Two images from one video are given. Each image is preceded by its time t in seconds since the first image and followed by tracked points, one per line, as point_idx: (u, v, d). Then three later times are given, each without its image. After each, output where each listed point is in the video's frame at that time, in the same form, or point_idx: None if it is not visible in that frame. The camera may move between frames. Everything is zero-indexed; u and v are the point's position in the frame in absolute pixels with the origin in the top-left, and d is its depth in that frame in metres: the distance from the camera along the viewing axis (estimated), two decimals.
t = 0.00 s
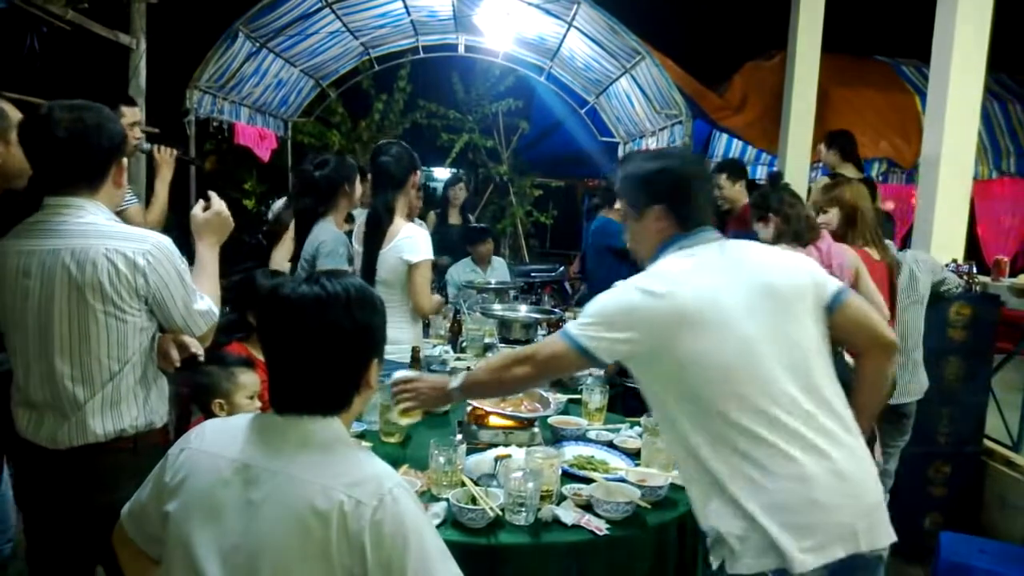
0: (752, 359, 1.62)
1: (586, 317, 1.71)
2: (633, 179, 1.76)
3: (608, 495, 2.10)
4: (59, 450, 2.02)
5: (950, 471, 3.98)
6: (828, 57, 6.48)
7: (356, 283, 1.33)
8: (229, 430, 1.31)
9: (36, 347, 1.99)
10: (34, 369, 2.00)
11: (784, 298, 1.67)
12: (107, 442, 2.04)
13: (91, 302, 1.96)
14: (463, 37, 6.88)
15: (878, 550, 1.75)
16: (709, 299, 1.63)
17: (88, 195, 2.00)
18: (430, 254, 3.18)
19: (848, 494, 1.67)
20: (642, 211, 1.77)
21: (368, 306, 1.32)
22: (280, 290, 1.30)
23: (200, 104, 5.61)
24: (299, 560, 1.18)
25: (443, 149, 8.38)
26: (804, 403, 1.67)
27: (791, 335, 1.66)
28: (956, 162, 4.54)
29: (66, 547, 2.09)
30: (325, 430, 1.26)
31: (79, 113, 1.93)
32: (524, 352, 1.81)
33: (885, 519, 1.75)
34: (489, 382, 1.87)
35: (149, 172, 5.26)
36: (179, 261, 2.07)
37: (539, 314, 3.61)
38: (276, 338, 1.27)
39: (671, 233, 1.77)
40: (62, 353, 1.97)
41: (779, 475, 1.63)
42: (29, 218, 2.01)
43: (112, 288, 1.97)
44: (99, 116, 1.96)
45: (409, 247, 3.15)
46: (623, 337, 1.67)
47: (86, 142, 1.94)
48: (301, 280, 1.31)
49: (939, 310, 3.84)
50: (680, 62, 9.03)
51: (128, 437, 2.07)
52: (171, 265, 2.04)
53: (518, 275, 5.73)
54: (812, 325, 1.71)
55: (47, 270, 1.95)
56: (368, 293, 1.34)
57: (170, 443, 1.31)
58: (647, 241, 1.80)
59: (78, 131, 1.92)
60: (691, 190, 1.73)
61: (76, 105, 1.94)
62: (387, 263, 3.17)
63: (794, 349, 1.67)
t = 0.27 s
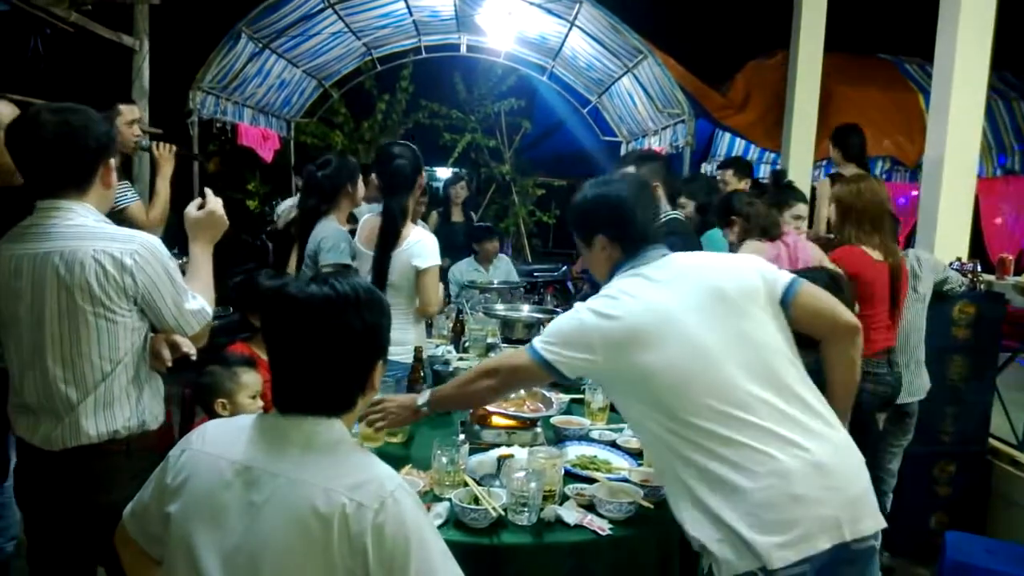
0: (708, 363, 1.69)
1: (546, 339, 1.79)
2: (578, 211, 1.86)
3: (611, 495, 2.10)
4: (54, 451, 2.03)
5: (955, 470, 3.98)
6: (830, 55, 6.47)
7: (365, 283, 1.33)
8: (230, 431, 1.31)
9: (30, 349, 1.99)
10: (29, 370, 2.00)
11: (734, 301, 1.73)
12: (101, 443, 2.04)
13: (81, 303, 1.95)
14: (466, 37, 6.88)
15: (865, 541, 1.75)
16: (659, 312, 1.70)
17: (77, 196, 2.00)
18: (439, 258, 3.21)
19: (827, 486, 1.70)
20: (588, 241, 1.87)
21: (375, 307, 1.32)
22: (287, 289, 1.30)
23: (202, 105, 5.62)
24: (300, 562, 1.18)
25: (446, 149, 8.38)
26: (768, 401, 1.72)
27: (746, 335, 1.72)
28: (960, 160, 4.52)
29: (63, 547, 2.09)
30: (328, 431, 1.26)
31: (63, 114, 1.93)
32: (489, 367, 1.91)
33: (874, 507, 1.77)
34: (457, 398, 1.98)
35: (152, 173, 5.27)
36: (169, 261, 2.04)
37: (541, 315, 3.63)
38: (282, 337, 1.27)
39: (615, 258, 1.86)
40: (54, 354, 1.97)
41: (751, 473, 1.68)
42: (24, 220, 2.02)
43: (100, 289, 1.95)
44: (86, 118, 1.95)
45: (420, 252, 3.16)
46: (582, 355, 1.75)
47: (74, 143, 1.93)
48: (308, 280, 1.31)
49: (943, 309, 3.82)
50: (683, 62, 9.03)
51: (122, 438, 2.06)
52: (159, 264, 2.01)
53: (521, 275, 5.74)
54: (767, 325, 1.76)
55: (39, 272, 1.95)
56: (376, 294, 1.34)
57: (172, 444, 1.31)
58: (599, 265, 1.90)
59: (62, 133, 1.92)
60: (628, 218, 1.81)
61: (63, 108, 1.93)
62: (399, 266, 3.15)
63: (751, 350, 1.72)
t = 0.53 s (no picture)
0: (697, 363, 1.69)
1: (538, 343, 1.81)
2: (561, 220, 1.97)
3: (616, 495, 2.10)
4: (51, 452, 2.04)
5: (961, 470, 3.96)
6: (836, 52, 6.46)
7: (370, 283, 1.33)
8: (234, 431, 1.31)
9: (24, 350, 2.00)
10: (23, 371, 2.02)
11: (722, 300, 1.73)
12: (96, 444, 2.04)
13: (69, 305, 1.95)
14: (470, 36, 6.89)
15: (861, 535, 1.73)
16: (646, 313, 1.72)
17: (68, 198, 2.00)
18: (445, 260, 3.21)
19: (822, 483, 1.69)
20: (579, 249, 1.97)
21: (380, 307, 1.32)
22: (291, 290, 1.31)
23: (208, 105, 5.63)
24: (302, 563, 1.18)
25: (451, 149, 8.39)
26: (760, 399, 1.72)
27: (735, 334, 1.72)
28: (966, 157, 4.51)
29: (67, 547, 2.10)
30: (331, 432, 1.26)
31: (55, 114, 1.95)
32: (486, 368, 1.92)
33: (869, 500, 1.75)
34: (451, 401, 1.99)
35: (158, 173, 5.29)
36: (157, 260, 2.03)
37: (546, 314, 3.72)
38: (287, 337, 1.27)
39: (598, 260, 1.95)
40: (46, 356, 1.98)
41: (743, 472, 1.68)
42: (17, 223, 2.03)
43: (87, 290, 1.95)
44: (75, 120, 1.96)
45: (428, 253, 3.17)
46: (574, 357, 1.76)
47: (65, 145, 1.94)
48: (313, 279, 1.32)
49: (948, 308, 3.81)
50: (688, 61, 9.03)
51: (117, 439, 2.07)
52: (145, 264, 2.00)
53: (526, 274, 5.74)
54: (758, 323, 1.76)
55: (29, 274, 1.97)
56: (381, 294, 1.34)
57: (175, 445, 1.32)
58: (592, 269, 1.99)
59: (52, 132, 1.93)
60: (607, 225, 1.90)
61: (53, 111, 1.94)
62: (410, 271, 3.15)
63: (742, 349, 1.72)
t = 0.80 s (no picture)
0: (702, 359, 1.69)
1: (542, 333, 1.81)
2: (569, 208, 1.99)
3: (619, 494, 2.10)
4: (54, 450, 2.05)
5: (967, 469, 3.95)
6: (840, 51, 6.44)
7: (371, 281, 1.33)
8: (237, 431, 1.32)
9: (27, 349, 2.01)
10: (27, 369, 2.02)
11: (730, 295, 1.72)
12: (99, 443, 2.05)
13: (70, 304, 1.96)
14: (475, 35, 6.89)
15: (863, 532, 1.74)
16: (651, 306, 1.71)
17: (67, 198, 2.01)
18: (445, 257, 3.17)
19: (825, 480, 1.69)
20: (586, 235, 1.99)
21: (381, 305, 1.32)
22: (293, 289, 1.31)
23: (213, 104, 5.64)
24: (305, 563, 1.19)
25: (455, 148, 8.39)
26: (764, 396, 1.72)
27: (740, 329, 1.72)
28: (971, 156, 4.49)
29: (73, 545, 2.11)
30: (334, 432, 1.27)
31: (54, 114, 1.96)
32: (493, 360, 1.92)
33: (871, 497, 1.75)
34: (455, 394, 2.00)
35: (163, 172, 5.30)
36: (157, 258, 2.04)
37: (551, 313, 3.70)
38: (290, 338, 1.28)
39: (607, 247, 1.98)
40: (48, 355, 1.99)
41: (745, 468, 1.68)
42: (18, 224, 2.04)
43: (87, 289, 1.96)
44: (73, 121, 1.96)
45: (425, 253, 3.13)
46: (578, 349, 1.76)
47: (63, 146, 1.95)
48: (313, 279, 1.32)
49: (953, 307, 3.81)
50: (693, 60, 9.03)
51: (121, 438, 2.08)
52: (145, 262, 2.01)
53: (530, 273, 5.74)
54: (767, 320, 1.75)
55: (30, 275, 1.97)
56: (382, 293, 1.34)
57: (179, 445, 1.32)
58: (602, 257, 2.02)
59: (51, 132, 1.94)
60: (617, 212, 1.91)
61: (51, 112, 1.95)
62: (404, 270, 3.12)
63: (748, 344, 1.72)
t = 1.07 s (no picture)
0: (736, 347, 1.69)
1: (572, 311, 1.76)
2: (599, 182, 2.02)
3: (622, 492, 2.09)
4: (56, 448, 2.05)
5: (970, 468, 3.94)
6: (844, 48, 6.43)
7: (368, 279, 1.33)
8: (240, 429, 1.32)
9: (30, 347, 2.01)
10: (30, 366, 2.03)
11: (765, 287, 1.72)
12: (102, 440, 2.05)
13: (72, 302, 1.96)
14: (478, 33, 6.88)
15: (872, 529, 1.74)
16: (692, 288, 1.69)
17: (68, 196, 2.01)
18: (446, 249, 3.12)
19: (836, 477, 1.70)
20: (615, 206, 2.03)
21: (381, 304, 1.32)
22: (292, 288, 1.31)
23: (216, 102, 5.64)
24: (307, 560, 1.19)
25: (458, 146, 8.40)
26: (788, 392, 1.72)
27: (772, 322, 1.72)
28: (975, 154, 4.48)
29: (75, 542, 2.12)
30: (336, 431, 1.27)
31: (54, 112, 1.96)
32: (528, 345, 1.83)
33: (878, 495, 1.76)
34: (486, 370, 1.92)
35: (167, 170, 5.30)
36: (159, 255, 2.04)
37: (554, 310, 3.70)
38: (290, 338, 1.28)
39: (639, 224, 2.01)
40: (51, 353, 1.99)
41: (767, 460, 1.68)
42: (21, 221, 2.04)
43: (89, 287, 1.96)
44: (73, 120, 1.97)
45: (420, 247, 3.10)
46: (610, 329, 1.71)
47: (63, 144, 1.95)
48: (312, 278, 1.32)
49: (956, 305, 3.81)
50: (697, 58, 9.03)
51: (124, 435, 2.08)
52: (147, 260, 2.01)
53: (534, 271, 5.74)
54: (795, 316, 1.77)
55: (32, 273, 1.98)
56: (381, 291, 1.34)
57: (182, 442, 1.32)
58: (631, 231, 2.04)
59: (52, 131, 1.94)
60: (652, 191, 1.95)
61: (50, 110, 1.95)
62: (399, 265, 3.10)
63: (774, 337, 1.73)
